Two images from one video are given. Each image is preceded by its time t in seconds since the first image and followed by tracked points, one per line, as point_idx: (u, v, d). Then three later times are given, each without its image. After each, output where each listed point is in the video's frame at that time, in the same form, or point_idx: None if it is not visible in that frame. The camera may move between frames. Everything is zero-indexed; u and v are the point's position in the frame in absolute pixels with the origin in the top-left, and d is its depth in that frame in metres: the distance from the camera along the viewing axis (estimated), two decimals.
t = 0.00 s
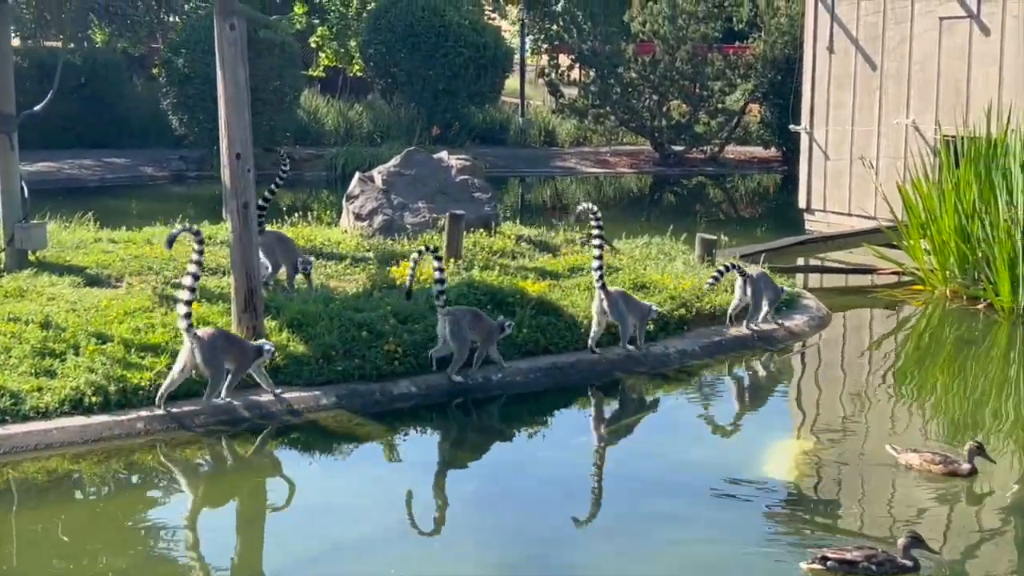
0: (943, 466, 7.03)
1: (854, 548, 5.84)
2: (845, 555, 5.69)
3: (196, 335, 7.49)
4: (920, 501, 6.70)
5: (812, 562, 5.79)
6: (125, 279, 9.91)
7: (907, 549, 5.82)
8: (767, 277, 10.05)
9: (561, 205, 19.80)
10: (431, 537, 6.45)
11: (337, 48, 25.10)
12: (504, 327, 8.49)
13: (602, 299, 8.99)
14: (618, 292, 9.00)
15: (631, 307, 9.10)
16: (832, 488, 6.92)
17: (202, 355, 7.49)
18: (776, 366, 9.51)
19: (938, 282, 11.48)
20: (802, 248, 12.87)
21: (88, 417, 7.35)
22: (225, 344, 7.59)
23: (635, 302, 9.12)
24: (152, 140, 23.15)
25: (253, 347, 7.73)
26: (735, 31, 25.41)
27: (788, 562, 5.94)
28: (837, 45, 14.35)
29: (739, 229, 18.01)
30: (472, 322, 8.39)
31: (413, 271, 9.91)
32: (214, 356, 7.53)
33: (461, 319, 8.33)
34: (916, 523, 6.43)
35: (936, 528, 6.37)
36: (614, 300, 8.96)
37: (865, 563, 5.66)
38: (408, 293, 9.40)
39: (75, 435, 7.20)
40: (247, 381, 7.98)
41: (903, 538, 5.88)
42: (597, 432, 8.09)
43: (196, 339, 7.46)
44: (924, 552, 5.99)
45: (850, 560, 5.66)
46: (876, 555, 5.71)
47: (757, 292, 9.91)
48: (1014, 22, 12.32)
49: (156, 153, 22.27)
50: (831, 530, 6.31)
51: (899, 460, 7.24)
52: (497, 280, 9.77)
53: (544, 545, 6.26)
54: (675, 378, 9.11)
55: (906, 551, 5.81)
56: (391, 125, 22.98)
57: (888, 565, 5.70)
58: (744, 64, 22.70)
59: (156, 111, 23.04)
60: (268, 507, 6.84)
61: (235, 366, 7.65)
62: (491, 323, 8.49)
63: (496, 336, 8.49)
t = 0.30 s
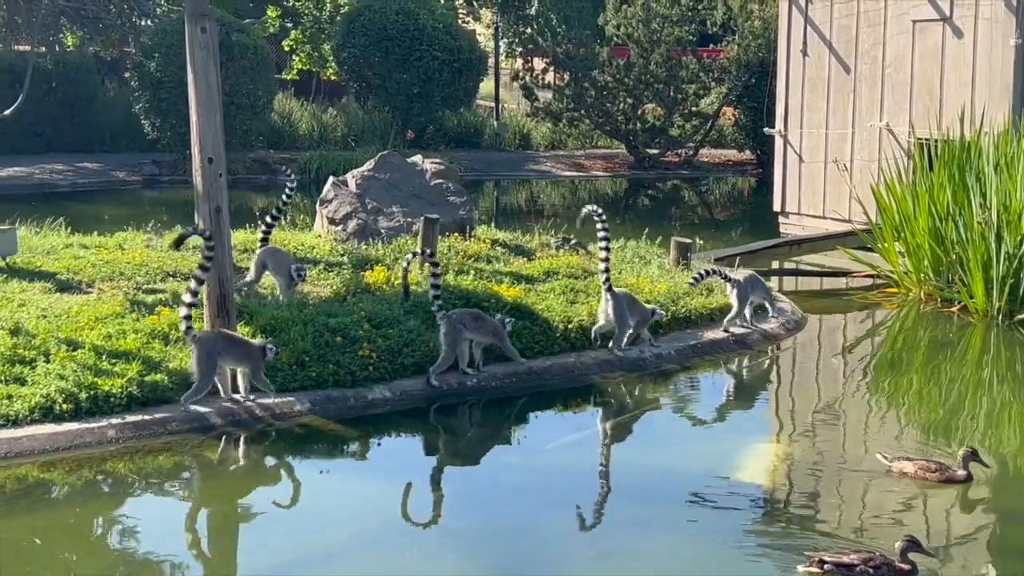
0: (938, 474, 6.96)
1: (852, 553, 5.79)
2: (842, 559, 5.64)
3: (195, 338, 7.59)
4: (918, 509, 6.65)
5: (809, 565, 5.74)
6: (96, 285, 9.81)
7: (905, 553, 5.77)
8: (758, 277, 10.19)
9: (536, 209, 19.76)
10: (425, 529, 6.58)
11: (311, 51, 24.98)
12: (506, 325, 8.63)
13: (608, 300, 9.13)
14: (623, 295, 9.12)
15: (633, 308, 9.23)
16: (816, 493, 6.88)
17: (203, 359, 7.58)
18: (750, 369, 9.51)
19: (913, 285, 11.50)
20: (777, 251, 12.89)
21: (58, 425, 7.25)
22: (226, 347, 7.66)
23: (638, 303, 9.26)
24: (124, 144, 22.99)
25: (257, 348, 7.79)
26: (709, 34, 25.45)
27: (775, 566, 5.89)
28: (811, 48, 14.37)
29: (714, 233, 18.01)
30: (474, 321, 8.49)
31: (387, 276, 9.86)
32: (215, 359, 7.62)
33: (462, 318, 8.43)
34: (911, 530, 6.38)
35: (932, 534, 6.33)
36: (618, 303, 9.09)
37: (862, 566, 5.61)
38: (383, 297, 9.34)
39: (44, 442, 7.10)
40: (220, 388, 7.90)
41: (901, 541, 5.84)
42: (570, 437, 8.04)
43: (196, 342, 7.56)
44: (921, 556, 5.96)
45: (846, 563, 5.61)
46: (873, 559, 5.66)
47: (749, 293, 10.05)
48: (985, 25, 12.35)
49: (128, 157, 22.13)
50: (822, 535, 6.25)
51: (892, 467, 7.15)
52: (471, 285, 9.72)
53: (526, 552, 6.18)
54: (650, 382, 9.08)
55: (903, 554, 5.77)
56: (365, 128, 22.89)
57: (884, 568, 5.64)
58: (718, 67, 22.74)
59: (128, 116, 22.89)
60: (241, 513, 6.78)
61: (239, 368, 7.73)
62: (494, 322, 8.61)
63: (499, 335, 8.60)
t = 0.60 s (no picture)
0: (946, 474, 6.90)
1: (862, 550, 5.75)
2: (853, 557, 5.60)
3: (220, 334, 7.63)
4: (929, 509, 6.61)
5: (820, 563, 5.69)
6: (76, 287, 9.73)
7: (916, 551, 5.79)
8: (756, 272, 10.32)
9: (515, 208, 19.72)
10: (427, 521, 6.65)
11: (288, 51, 24.89)
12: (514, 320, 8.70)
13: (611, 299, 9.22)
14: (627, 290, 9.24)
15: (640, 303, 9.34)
16: (806, 491, 6.86)
17: (227, 355, 7.62)
18: (734, 368, 9.51)
19: (894, 282, 11.53)
20: (758, 249, 12.90)
21: (40, 428, 7.18)
22: (249, 347, 7.69)
23: (646, 299, 9.38)
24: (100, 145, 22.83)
25: (278, 351, 7.80)
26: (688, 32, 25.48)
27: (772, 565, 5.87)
28: (791, 46, 14.39)
29: (693, 231, 18.02)
30: (484, 317, 8.56)
31: (370, 275, 9.81)
32: (236, 356, 7.65)
33: (474, 314, 8.48)
34: (913, 529, 6.35)
35: (933, 532, 6.30)
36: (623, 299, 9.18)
37: (874, 564, 5.57)
38: (366, 298, 9.30)
39: (26, 446, 7.02)
40: (203, 390, 7.84)
41: (913, 541, 5.86)
42: (552, 437, 8.00)
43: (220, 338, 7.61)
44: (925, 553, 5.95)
45: (857, 561, 5.57)
46: (884, 557, 5.62)
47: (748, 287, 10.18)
48: (965, 23, 12.41)
49: (105, 158, 21.99)
50: (821, 534, 6.21)
51: (897, 468, 7.06)
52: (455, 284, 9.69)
53: (517, 554, 6.12)
54: (634, 381, 9.06)
55: (914, 553, 5.78)
56: (343, 128, 22.82)
57: (895, 566, 5.60)
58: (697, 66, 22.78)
59: (105, 116, 22.74)
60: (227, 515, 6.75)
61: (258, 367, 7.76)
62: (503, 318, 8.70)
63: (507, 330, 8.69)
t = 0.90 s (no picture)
0: (965, 472, 6.85)
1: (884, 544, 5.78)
2: (874, 551, 5.63)
3: (244, 331, 7.62)
4: (935, 500, 6.62)
5: (841, 557, 5.71)
6: (65, 286, 9.66)
7: (939, 546, 5.77)
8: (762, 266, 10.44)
9: (500, 204, 19.68)
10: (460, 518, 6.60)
11: (270, 48, 24.77)
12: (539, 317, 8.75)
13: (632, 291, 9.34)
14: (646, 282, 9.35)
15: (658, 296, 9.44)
16: (797, 486, 6.85)
17: (253, 353, 7.62)
18: (725, 364, 9.50)
19: (885, 277, 11.57)
20: (747, 245, 12.90)
21: (32, 429, 7.11)
22: (274, 343, 7.70)
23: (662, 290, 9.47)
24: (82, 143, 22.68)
25: (302, 346, 7.82)
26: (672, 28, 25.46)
27: (777, 559, 5.85)
28: (778, 41, 14.40)
29: (680, 226, 18.01)
30: (507, 312, 8.62)
31: (361, 273, 9.77)
32: (263, 353, 7.65)
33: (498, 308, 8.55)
34: (915, 522, 6.35)
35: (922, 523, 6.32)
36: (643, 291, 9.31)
37: (895, 559, 5.60)
38: (358, 296, 9.25)
39: (19, 447, 6.95)
40: (196, 390, 7.77)
41: (934, 534, 5.84)
42: (548, 435, 7.98)
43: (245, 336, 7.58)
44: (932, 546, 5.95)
45: (879, 556, 5.61)
46: (906, 552, 5.64)
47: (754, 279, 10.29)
48: (952, 17, 12.42)
49: (88, 156, 21.85)
50: (827, 529, 6.19)
51: (915, 467, 6.99)
52: (446, 281, 9.65)
53: (519, 552, 6.10)
54: (627, 378, 9.04)
55: (936, 547, 5.77)
56: (327, 124, 22.72)
57: (917, 561, 5.63)
58: (681, 61, 22.78)
59: (86, 114, 22.59)
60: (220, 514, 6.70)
61: (283, 363, 7.76)
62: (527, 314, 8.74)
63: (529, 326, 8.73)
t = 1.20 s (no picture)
0: (984, 469, 6.78)
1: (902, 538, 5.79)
2: (894, 544, 5.64)
3: (268, 322, 7.70)
4: (929, 491, 6.63)
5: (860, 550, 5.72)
6: (56, 282, 9.59)
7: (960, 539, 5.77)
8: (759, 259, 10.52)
9: (488, 200, 19.64)
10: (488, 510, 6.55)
11: (256, 44, 24.69)
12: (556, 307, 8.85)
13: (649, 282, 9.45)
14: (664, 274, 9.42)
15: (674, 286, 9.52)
16: (785, 479, 6.84)
17: (277, 342, 7.71)
18: (718, 359, 9.50)
19: (876, 271, 11.56)
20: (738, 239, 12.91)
21: (25, 426, 7.05)
22: (298, 334, 7.77)
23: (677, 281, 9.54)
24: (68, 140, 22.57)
25: (326, 337, 7.86)
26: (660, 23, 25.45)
27: (780, 554, 5.84)
28: (768, 36, 14.39)
29: (669, 221, 18.00)
30: (523, 303, 8.71)
31: (354, 269, 9.75)
32: (287, 343, 7.73)
33: (514, 299, 8.65)
34: (916, 513, 6.35)
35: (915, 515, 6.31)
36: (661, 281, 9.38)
37: (915, 552, 5.61)
38: (351, 292, 9.23)
39: (12, 445, 6.90)
40: (190, 386, 7.73)
41: (955, 527, 5.84)
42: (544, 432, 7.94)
43: (271, 326, 7.67)
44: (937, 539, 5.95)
45: (899, 548, 5.61)
46: (925, 545, 5.66)
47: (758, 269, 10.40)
48: (943, 11, 12.41)
49: (74, 152, 21.73)
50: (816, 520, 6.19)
51: (932, 463, 6.90)
52: (440, 277, 9.63)
53: (516, 548, 6.09)
54: (622, 373, 9.03)
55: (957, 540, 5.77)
56: (314, 120, 22.65)
57: (937, 555, 5.65)
58: (669, 56, 22.79)
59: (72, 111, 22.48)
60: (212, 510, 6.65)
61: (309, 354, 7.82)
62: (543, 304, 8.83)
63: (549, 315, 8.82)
